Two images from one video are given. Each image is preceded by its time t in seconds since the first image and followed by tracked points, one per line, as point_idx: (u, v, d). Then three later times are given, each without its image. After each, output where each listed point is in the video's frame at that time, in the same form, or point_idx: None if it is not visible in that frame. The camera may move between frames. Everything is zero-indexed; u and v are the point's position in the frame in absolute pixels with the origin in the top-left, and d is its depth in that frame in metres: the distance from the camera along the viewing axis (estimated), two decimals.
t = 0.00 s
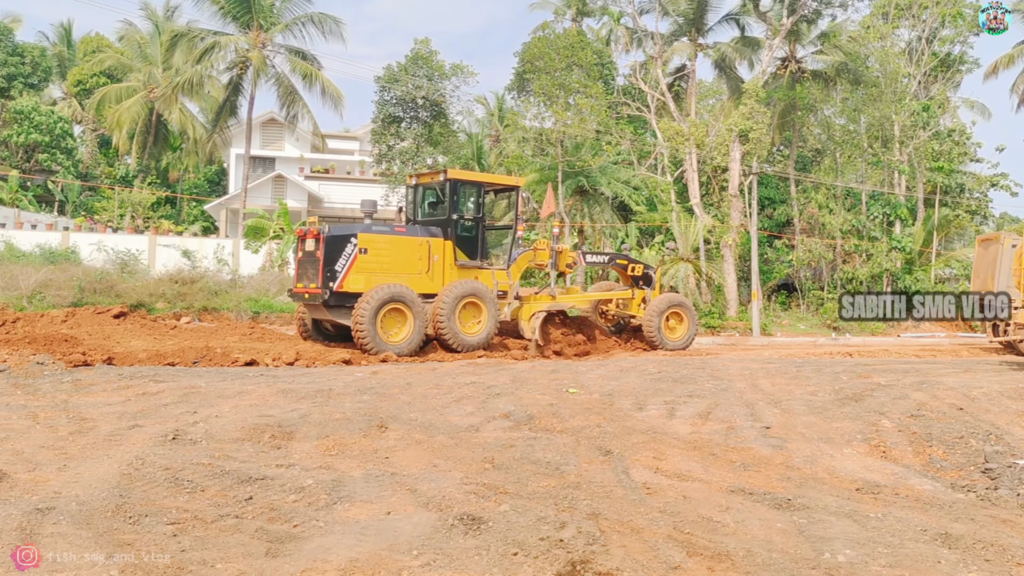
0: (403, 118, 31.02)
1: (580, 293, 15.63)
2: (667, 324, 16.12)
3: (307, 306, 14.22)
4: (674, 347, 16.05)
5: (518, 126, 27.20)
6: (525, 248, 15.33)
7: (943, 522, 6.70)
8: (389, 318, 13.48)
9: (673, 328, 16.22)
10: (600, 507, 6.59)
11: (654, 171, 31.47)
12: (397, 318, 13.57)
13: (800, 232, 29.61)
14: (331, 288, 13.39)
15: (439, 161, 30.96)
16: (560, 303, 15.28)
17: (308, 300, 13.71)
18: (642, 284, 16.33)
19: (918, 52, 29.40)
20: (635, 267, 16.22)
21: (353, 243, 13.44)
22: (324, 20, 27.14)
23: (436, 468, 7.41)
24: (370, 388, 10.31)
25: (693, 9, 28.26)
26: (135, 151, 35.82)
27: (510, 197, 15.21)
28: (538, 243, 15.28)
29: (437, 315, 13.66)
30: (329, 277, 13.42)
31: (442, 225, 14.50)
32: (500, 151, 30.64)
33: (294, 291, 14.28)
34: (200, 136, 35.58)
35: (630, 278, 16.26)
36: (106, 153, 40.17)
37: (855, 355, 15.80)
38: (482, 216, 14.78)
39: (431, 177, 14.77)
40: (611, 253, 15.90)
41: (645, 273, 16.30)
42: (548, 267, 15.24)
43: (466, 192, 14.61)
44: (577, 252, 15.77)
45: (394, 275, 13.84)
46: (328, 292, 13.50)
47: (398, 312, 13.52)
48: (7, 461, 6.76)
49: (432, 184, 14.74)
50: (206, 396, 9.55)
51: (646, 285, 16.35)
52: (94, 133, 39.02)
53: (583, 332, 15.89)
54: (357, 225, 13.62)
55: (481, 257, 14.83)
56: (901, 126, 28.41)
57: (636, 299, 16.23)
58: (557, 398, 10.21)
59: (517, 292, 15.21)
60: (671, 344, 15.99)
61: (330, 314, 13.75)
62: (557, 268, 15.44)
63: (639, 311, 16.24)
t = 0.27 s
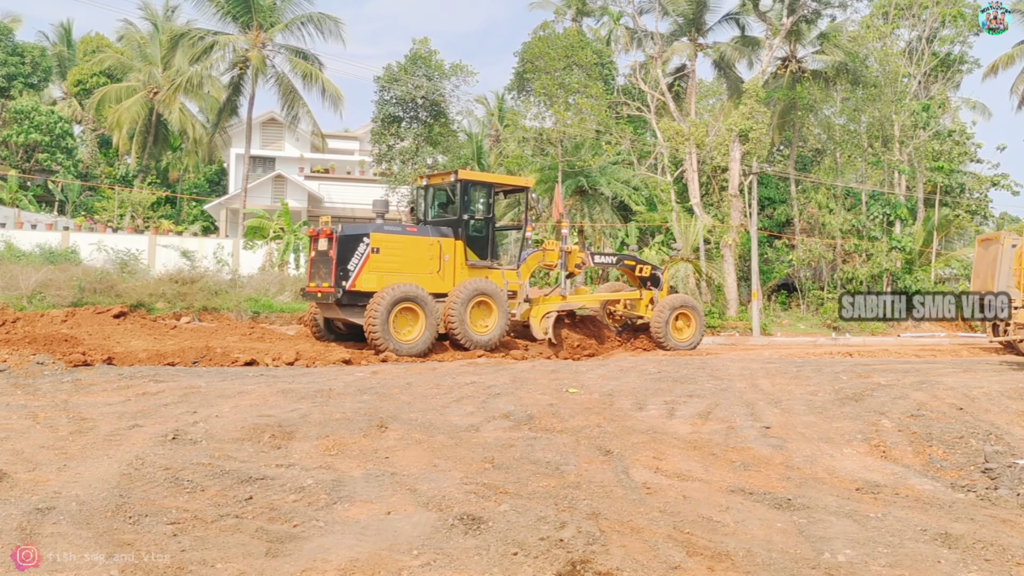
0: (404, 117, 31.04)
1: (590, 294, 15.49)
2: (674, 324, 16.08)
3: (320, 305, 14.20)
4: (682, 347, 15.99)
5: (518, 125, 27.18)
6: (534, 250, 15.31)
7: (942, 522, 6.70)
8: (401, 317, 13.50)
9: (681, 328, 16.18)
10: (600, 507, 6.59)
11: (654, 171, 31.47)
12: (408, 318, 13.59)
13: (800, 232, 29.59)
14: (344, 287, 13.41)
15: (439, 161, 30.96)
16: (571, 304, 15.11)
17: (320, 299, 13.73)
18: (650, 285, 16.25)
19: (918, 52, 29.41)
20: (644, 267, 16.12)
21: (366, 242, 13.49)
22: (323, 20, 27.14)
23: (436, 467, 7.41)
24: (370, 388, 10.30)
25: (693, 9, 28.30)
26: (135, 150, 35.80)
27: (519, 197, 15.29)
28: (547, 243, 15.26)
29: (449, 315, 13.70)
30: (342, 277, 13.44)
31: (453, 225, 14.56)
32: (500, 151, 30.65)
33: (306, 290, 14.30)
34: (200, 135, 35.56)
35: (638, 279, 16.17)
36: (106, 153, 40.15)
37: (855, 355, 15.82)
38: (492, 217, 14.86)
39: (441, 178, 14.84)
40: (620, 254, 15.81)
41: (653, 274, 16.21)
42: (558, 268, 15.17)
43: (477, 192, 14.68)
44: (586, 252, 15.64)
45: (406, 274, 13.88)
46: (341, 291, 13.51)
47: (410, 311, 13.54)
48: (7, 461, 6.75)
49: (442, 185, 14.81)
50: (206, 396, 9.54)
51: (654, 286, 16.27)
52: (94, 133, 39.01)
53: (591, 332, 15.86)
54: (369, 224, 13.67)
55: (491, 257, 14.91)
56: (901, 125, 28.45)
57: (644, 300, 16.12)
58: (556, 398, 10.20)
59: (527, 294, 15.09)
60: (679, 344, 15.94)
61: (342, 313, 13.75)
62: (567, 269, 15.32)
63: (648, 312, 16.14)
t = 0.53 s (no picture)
0: (404, 117, 31.07)
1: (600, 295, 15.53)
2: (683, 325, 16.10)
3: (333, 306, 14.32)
4: (691, 348, 15.99)
5: (518, 125, 27.20)
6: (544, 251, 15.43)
7: (944, 521, 6.71)
8: (414, 317, 13.55)
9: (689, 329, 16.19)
10: (601, 507, 6.60)
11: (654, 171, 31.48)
12: (420, 318, 13.63)
13: (801, 232, 29.59)
14: (358, 289, 13.43)
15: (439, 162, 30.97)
16: (582, 304, 15.16)
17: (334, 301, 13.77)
18: (659, 286, 16.26)
19: (919, 51, 29.42)
20: (652, 268, 16.12)
21: (379, 245, 13.50)
22: (323, 20, 27.14)
23: (437, 467, 7.41)
24: (371, 388, 10.29)
25: (692, 8, 28.31)
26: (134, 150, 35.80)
27: (530, 199, 15.25)
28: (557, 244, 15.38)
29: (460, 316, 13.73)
30: (356, 278, 13.48)
31: (465, 228, 14.55)
32: (501, 151, 30.66)
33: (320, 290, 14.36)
34: (200, 135, 35.57)
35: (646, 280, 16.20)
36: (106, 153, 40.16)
37: (856, 355, 15.81)
38: (504, 219, 14.83)
39: (453, 180, 14.80)
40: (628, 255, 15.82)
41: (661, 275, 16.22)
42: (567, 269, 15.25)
43: (488, 195, 14.65)
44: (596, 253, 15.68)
45: (419, 276, 13.89)
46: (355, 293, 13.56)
47: (423, 310, 13.60)
48: (9, 461, 6.76)
49: (454, 187, 14.78)
50: (208, 396, 9.54)
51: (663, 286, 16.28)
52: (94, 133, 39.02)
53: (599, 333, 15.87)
54: (382, 227, 13.68)
55: (503, 259, 14.88)
56: (902, 125, 28.44)
57: (652, 301, 16.14)
58: (558, 398, 10.20)
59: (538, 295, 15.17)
60: (688, 344, 15.95)
61: (356, 315, 13.80)
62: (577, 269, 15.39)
63: (656, 312, 16.17)
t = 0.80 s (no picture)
0: (411, 118, 31.10)
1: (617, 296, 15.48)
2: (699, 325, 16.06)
3: (355, 307, 14.41)
4: (708, 348, 15.97)
5: (526, 126, 27.21)
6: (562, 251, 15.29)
7: (955, 521, 6.69)
8: (435, 317, 13.58)
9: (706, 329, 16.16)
10: (610, 507, 6.59)
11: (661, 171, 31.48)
12: (441, 318, 13.66)
13: (809, 231, 29.54)
14: (380, 291, 13.55)
15: (446, 163, 31.08)
16: (600, 306, 15.09)
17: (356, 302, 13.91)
18: (676, 287, 16.21)
19: (927, 49, 29.32)
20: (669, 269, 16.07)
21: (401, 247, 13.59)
22: (328, 21, 27.19)
23: (447, 467, 7.42)
24: (380, 388, 10.32)
25: (699, 8, 28.31)
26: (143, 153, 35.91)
27: (550, 200, 15.14)
28: (576, 245, 15.24)
29: (481, 318, 13.75)
30: (378, 280, 13.62)
31: (485, 230, 14.53)
32: (508, 151, 30.68)
33: (341, 292, 14.52)
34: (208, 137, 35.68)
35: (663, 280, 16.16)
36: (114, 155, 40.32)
37: (865, 354, 15.77)
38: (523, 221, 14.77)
39: (473, 181, 14.73)
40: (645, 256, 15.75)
41: (678, 276, 16.16)
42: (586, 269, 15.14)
43: (508, 197, 14.57)
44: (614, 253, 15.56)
45: (440, 278, 13.97)
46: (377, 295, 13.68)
47: (444, 311, 13.62)
48: (21, 462, 6.80)
49: (475, 189, 14.71)
50: (218, 396, 9.58)
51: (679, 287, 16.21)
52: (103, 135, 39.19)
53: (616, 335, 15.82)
54: (404, 229, 13.76)
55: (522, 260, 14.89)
56: (910, 123, 28.40)
57: (669, 301, 16.10)
58: (565, 398, 10.20)
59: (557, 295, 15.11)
60: (705, 343, 15.91)
61: (377, 316, 13.93)
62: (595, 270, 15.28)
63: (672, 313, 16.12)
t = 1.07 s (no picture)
0: (415, 118, 31.09)
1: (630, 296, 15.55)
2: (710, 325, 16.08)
3: (373, 303, 14.60)
4: (719, 347, 15.98)
5: (530, 125, 27.17)
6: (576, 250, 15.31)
7: (960, 520, 6.68)
8: (451, 316, 13.63)
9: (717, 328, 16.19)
10: (615, 506, 6.59)
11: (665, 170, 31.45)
12: (457, 317, 13.71)
13: (813, 230, 29.48)
14: (397, 288, 13.57)
15: (449, 162, 31.09)
16: (612, 306, 15.15)
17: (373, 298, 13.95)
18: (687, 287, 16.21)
19: (931, 48, 29.26)
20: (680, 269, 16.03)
21: (418, 245, 13.63)
22: (331, 20, 27.19)
23: (451, 467, 7.41)
24: (384, 387, 10.32)
25: (703, 7, 28.25)
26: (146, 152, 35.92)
27: (566, 201, 15.12)
28: (589, 245, 15.25)
29: (495, 318, 13.76)
30: (395, 277, 13.61)
31: (501, 229, 14.50)
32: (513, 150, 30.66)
33: (358, 287, 14.64)
34: (212, 137, 35.69)
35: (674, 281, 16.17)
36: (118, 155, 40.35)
37: (869, 354, 15.75)
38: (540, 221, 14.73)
39: (491, 180, 14.70)
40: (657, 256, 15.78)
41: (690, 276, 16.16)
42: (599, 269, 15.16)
43: (525, 196, 14.55)
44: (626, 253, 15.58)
45: (456, 275, 13.99)
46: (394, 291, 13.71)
47: (461, 310, 13.66)
48: (25, 461, 6.79)
49: (492, 187, 14.68)
50: (222, 395, 9.57)
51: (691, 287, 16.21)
52: (107, 135, 39.20)
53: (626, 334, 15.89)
54: (422, 226, 13.78)
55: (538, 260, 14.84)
56: (914, 122, 28.21)
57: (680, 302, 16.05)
58: (569, 398, 10.19)
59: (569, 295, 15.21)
60: (715, 343, 15.94)
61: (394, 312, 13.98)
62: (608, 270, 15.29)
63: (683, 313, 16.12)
